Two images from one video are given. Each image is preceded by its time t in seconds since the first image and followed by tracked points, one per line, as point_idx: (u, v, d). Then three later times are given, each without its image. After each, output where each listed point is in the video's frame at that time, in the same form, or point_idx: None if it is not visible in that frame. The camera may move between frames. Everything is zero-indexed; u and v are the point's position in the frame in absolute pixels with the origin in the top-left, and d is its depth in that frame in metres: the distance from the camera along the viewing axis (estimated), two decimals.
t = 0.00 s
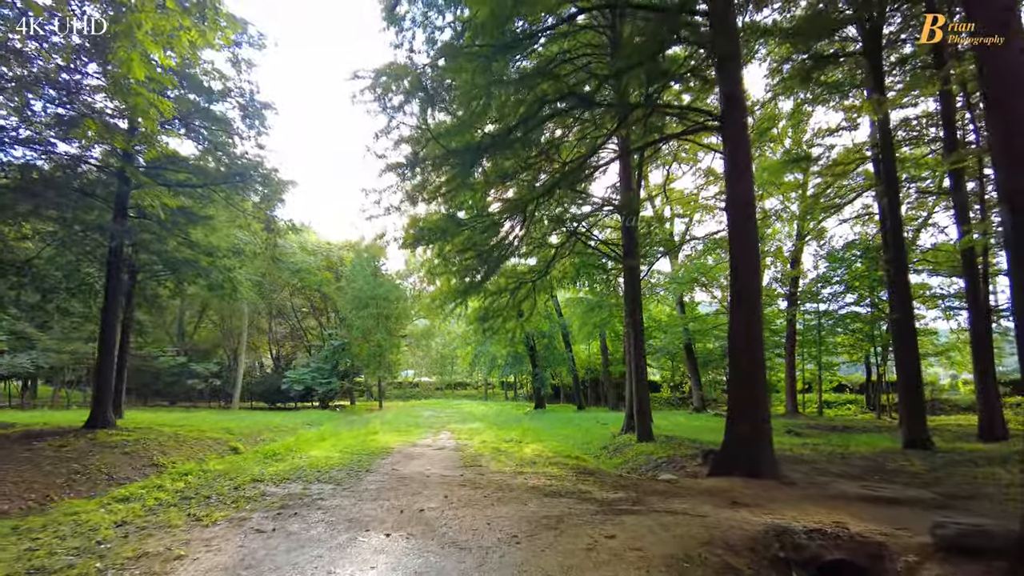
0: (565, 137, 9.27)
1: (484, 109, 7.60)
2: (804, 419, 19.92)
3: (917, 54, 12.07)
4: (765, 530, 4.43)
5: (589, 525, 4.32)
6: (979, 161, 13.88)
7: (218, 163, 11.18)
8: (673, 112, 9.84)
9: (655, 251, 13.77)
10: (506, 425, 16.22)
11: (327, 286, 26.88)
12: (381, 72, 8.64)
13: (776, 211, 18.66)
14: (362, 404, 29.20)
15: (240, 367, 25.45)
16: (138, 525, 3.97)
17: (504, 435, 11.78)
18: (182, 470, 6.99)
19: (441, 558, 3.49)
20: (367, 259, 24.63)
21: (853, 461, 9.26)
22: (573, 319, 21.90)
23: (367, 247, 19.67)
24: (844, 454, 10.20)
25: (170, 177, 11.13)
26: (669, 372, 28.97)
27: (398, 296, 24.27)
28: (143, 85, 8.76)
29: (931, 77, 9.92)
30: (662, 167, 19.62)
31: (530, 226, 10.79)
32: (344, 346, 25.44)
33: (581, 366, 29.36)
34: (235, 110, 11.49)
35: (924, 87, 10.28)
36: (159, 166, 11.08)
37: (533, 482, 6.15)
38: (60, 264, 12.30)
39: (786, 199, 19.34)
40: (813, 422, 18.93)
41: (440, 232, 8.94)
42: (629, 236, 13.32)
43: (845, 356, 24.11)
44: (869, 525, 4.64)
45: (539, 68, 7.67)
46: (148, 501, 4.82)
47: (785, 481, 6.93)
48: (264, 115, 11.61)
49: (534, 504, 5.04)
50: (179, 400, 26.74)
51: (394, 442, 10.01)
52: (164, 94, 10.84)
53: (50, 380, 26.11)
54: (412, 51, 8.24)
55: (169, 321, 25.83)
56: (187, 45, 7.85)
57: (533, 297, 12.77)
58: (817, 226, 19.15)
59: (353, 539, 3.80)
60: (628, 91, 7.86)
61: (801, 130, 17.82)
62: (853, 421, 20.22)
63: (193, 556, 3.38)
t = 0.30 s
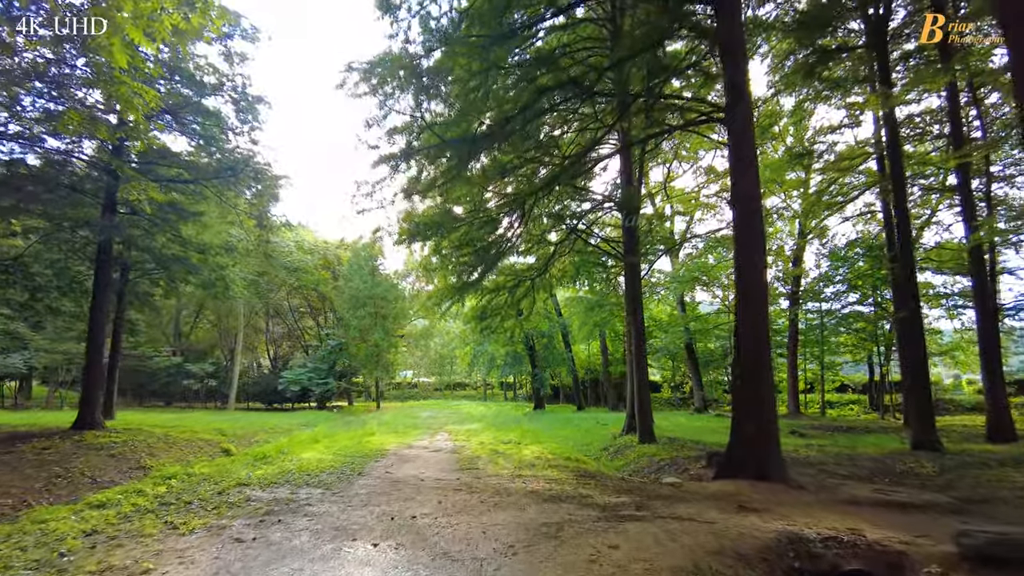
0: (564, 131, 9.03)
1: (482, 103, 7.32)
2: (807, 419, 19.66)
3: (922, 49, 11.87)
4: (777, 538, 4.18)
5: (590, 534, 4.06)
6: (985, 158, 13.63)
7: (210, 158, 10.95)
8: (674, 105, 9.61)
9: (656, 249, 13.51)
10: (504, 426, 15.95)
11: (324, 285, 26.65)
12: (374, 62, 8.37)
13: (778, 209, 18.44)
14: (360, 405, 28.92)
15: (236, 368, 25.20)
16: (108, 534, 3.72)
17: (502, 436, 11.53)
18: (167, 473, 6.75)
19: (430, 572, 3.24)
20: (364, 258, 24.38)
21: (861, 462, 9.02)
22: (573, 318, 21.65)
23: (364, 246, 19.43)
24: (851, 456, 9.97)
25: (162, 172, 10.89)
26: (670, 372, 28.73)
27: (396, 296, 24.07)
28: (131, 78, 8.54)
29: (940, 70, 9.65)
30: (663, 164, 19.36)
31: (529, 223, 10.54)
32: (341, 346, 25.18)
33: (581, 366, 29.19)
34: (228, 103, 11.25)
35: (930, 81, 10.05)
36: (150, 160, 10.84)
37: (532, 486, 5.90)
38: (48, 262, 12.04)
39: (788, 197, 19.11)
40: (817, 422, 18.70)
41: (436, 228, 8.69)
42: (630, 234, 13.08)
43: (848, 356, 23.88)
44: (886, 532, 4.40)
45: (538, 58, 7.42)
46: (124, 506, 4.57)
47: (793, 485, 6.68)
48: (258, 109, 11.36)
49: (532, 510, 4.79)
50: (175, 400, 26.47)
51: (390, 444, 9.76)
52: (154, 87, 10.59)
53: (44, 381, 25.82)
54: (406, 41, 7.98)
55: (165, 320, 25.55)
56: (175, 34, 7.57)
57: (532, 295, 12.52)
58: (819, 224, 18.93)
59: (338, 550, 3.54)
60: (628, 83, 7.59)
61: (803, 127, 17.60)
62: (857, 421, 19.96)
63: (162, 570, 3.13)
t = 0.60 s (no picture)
0: (566, 125, 8.79)
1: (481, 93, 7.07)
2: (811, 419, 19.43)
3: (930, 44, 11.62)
4: (793, 546, 3.95)
5: (596, 541, 3.83)
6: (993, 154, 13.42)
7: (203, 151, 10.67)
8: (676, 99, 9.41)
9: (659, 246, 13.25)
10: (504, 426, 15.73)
11: (322, 284, 26.44)
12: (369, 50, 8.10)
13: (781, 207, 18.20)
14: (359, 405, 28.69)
15: (233, 367, 24.96)
16: (81, 543, 3.51)
17: (502, 437, 11.32)
18: (154, 475, 6.51)
19: None
20: (363, 256, 24.13)
21: (870, 464, 8.80)
22: (574, 317, 21.41)
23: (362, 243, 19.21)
24: (859, 456, 9.74)
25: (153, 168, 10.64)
26: (671, 372, 28.50)
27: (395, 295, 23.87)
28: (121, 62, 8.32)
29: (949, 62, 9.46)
30: (663, 162, 19.11)
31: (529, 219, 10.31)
32: (340, 345, 24.95)
33: (581, 366, 28.99)
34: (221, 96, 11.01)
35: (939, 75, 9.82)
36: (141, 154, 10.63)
37: (534, 489, 5.67)
38: (38, 259, 11.80)
39: (791, 194, 18.88)
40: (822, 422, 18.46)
41: (434, 223, 8.44)
42: (632, 231, 12.85)
43: (852, 355, 23.64)
44: (907, 539, 4.18)
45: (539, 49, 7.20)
46: (103, 512, 4.34)
47: (804, 488, 6.45)
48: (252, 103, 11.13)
49: (534, 515, 4.56)
50: (172, 400, 26.24)
51: (387, 444, 9.52)
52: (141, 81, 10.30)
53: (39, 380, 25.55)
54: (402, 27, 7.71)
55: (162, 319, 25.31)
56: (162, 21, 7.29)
57: (532, 293, 12.28)
58: (822, 222, 18.70)
59: (325, 560, 3.30)
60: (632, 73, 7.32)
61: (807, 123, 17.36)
62: (860, 421, 19.71)
63: None
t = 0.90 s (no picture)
0: (569, 120, 8.55)
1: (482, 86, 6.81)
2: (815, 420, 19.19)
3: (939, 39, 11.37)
4: (811, 558, 3.72)
5: (602, 554, 3.59)
6: (1001, 151, 13.17)
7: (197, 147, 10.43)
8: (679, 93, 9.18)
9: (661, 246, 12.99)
10: (504, 428, 15.51)
11: (320, 283, 26.22)
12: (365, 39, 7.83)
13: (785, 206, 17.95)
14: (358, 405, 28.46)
15: (231, 367, 24.72)
16: (48, 558, 3.29)
17: (503, 439, 11.10)
18: (140, 479, 6.27)
19: None
20: (361, 255, 23.90)
21: (880, 467, 8.56)
22: (575, 317, 21.18)
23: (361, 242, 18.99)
24: (868, 459, 9.50)
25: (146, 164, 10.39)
26: (673, 372, 28.28)
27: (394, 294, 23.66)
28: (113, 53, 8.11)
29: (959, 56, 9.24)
30: (665, 160, 18.88)
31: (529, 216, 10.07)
32: (338, 345, 24.71)
33: (581, 366, 28.77)
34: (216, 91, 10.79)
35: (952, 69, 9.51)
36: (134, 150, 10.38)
37: (535, 496, 5.44)
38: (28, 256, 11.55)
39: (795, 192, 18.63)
40: (826, 424, 18.22)
41: (432, 220, 8.19)
42: (634, 228, 12.58)
43: (855, 356, 23.41)
44: (931, 550, 3.94)
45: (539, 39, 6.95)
46: (79, 521, 4.09)
47: (816, 493, 6.22)
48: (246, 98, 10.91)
49: (536, 524, 4.32)
50: (169, 400, 26.03)
51: (383, 446, 9.28)
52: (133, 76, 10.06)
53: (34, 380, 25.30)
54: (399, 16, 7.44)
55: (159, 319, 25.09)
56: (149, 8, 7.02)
57: (533, 292, 12.04)
58: (826, 220, 18.49)
59: None
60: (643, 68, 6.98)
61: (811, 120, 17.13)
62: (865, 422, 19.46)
63: None
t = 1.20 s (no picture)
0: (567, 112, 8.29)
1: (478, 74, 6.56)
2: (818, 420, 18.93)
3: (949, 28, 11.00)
4: (828, 567, 3.48)
5: (604, 565, 3.35)
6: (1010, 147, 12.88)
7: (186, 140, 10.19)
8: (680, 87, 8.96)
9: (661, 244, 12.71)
10: (503, 428, 15.25)
11: (318, 282, 25.96)
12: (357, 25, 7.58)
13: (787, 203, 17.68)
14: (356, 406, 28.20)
15: (226, 367, 24.45)
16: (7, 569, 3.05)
17: (501, 440, 10.87)
18: (122, 481, 6.03)
19: None
20: (359, 254, 23.67)
21: (889, 469, 8.32)
22: (574, 316, 20.93)
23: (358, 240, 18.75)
24: (875, 460, 9.26)
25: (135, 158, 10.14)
26: (674, 372, 28.03)
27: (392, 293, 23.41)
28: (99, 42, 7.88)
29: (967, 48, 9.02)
30: (666, 157, 18.64)
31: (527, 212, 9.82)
32: (336, 345, 24.43)
33: (581, 366, 28.56)
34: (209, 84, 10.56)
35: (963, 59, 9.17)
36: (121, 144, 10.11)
37: (533, 499, 5.19)
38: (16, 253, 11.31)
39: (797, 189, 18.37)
40: (830, 424, 17.94)
41: (427, 213, 7.94)
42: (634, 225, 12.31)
43: (858, 355, 23.15)
44: (955, 559, 3.70)
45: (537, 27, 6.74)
46: (44, 528, 3.81)
47: (825, 496, 5.99)
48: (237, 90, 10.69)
49: (533, 531, 4.08)
50: (165, 400, 25.77)
51: (378, 448, 9.02)
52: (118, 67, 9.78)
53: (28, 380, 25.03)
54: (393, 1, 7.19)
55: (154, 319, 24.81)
56: None
57: (531, 290, 11.78)
58: (829, 218, 18.25)
59: None
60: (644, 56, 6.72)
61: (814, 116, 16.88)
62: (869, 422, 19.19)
63: None
